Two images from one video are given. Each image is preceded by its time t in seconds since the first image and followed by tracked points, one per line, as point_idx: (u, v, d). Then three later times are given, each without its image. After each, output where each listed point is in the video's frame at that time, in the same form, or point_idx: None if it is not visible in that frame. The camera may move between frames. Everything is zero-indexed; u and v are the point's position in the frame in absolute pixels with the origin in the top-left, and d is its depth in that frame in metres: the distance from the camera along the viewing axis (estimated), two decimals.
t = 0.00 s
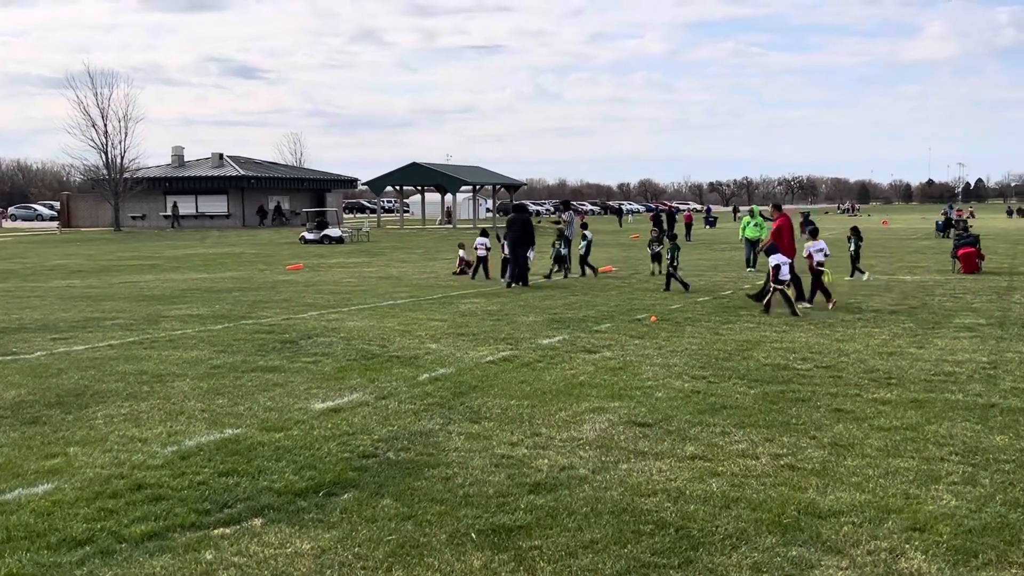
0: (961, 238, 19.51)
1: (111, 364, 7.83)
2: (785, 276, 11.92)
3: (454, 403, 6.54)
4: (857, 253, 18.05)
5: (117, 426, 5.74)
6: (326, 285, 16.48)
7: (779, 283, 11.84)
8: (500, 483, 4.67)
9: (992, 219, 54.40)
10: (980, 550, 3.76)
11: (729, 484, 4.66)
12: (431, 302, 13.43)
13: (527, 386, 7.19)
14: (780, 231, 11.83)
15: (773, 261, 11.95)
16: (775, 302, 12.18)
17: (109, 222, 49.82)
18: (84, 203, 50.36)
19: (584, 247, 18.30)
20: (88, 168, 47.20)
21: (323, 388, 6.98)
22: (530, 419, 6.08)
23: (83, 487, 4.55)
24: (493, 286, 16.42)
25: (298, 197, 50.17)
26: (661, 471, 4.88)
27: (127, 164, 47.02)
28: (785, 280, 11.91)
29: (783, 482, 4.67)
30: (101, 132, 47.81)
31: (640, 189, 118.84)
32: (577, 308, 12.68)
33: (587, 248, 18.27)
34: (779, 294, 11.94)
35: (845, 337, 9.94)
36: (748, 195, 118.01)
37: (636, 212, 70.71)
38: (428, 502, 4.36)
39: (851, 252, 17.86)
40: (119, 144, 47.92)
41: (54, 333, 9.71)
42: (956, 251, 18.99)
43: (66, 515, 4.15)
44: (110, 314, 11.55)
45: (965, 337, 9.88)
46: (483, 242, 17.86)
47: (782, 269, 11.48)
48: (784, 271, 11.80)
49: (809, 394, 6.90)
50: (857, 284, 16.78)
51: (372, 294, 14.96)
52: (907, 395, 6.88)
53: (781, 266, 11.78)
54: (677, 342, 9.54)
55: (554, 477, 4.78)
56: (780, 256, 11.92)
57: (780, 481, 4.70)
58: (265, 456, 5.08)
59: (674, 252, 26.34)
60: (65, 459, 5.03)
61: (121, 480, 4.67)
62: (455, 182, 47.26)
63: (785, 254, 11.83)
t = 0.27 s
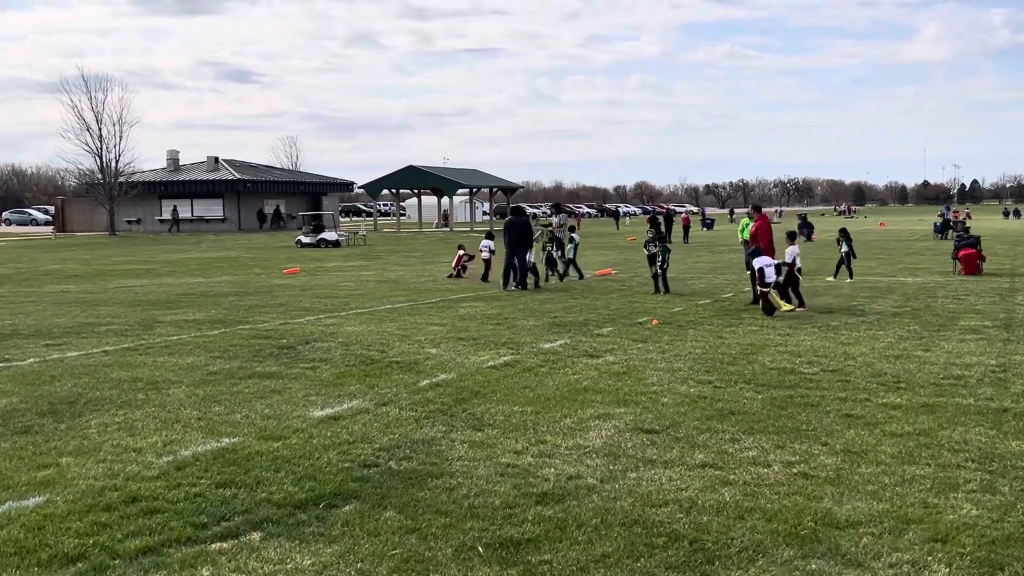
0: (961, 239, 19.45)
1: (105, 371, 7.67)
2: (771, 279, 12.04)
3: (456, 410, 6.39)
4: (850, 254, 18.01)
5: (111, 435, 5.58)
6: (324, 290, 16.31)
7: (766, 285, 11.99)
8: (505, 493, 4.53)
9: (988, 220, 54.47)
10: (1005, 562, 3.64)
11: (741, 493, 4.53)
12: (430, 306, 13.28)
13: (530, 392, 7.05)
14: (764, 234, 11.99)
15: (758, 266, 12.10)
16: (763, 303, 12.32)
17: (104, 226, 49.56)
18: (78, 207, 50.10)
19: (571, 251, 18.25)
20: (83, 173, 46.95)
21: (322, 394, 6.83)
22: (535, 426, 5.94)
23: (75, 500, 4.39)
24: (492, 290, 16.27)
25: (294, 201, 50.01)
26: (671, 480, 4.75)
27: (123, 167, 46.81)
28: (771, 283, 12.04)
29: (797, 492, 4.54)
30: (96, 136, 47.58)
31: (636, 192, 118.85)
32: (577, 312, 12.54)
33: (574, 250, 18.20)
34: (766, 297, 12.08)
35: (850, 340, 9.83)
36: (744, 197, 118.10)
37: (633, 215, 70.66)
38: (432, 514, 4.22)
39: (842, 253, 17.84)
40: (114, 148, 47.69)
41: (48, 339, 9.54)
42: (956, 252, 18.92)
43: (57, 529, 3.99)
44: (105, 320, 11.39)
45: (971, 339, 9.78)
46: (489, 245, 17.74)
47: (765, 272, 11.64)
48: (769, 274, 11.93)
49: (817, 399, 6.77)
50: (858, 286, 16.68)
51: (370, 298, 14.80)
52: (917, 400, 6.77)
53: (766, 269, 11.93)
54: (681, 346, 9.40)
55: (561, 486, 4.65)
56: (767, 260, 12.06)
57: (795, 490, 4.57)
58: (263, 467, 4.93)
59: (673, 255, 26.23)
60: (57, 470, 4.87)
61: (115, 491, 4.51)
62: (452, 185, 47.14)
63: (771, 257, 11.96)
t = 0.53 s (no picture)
0: (968, 241, 19.32)
1: (109, 376, 7.55)
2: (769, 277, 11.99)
3: (468, 416, 6.26)
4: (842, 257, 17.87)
5: (117, 442, 5.45)
6: (327, 293, 16.20)
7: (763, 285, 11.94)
8: (524, 503, 4.40)
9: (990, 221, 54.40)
10: None
11: (766, 503, 4.40)
12: (436, 309, 13.15)
13: (542, 397, 6.92)
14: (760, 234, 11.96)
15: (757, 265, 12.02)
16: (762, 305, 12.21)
17: (106, 229, 49.48)
18: (79, 210, 50.02)
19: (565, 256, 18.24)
20: (85, 176, 46.87)
21: (330, 400, 6.70)
22: (549, 433, 5.81)
23: (80, 510, 4.26)
24: (497, 293, 16.15)
25: (296, 203, 49.93)
26: (693, 489, 4.62)
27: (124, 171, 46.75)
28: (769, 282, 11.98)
29: (823, 501, 4.42)
30: (97, 139, 47.52)
31: (638, 194, 118.76)
32: (584, 315, 12.42)
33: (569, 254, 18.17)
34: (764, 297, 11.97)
35: (864, 343, 9.70)
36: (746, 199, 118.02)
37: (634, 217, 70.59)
38: (449, 525, 4.09)
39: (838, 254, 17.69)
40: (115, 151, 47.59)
41: (51, 343, 9.42)
42: (964, 254, 18.80)
43: (63, 542, 3.86)
44: (109, 324, 11.27)
45: (986, 342, 9.65)
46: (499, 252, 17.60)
47: (761, 269, 11.63)
48: (765, 273, 11.92)
49: (836, 405, 6.64)
50: (866, 289, 16.55)
51: (374, 301, 14.69)
52: (937, 404, 6.64)
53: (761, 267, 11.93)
54: (692, 349, 9.28)
55: (581, 496, 4.52)
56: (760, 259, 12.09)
57: (821, 500, 4.44)
58: (274, 475, 4.80)
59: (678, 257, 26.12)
60: (62, 479, 4.73)
61: (122, 501, 4.37)
62: (454, 187, 47.05)
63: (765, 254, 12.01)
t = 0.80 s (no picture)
0: (978, 243, 19.16)
1: (115, 379, 7.42)
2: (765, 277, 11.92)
3: (482, 422, 6.13)
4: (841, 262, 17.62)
5: (125, 449, 5.32)
6: (333, 294, 16.08)
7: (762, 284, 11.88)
8: (546, 514, 4.27)
9: (996, 222, 54.24)
10: None
11: (796, 515, 4.26)
12: (443, 311, 13.02)
13: (557, 402, 6.78)
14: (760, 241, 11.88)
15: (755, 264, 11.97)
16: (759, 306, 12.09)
17: (109, 229, 49.41)
18: (83, 210, 49.97)
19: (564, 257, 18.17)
20: (88, 176, 46.83)
21: (341, 405, 6.57)
22: (567, 439, 5.68)
23: (89, 520, 4.13)
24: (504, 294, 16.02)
25: (299, 203, 49.85)
26: (718, 500, 4.48)
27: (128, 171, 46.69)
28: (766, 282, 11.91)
29: (855, 514, 4.28)
30: (100, 139, 47.47)
31: (641, 195, 118.61)
32: (594, 317, 12.28)
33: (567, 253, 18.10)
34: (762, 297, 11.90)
35: (880, 347, 9.56)
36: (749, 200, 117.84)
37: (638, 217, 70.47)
38: (470, 538, 3.96)
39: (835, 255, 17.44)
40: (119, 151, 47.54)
41: (56, 346, 9.30)
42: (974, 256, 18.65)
43: (71, 555, 3.73)
44: (114, 325, 11.15)
45: (1005, 346, 9.51)
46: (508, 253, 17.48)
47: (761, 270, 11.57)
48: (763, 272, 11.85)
49: (857, 412, 6.50)
50: (877, 291, 16.41)
51: (381, 302, 14.57)
52: (960, 411, 6.51)
53: (762, 265, 11.89)
54: (706, 353, 9.14)
55: (603, 507, 4.39)
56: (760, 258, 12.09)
57: (852, 513, 4.30)
58: (287, 484, 4.67)
59: (684, 258, 25.98)
60: (69, 487, 4.60)
61: (131, 511, 4.24)
62: (458, 188, 46.95)
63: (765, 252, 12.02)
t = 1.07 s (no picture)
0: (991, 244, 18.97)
1: (121, 379, 7.31)
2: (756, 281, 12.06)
3: (495, 425, 6.01)
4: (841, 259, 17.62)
5: (131, 451, 5.21)
6: (341, 293, 15.96)
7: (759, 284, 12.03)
8: (564, 522, 4.14)
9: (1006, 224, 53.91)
10: None
11: (822, 525, 4.13)
12: (452, 311, 12.89)
13: (571, 405, 6.65)
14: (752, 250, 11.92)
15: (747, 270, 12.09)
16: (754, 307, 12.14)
17: (116, 228, 49.44)
18: (90, 209, 50.00)
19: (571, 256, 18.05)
20: (95, 174, 46.85)
21: (351, 406, 6.45)
22: (581, 443, 5.56)
23: (93, 525, 4.00)
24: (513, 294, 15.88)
25: (306, 203, 49.82)
26: (741, 509, 4.35)
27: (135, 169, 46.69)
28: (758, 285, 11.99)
29: (883, 525, 4.15)
30: (107, 137, 47.49)
31: (647, 195, 118.39)
32: (605, 318, 12.15)
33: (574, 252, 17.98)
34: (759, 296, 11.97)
35: (897, 350, 9.41)
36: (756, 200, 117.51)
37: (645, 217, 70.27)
38: (487, 547, 3.83)
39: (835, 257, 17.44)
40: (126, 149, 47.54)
41: (61, 345, 9.20)
42: (987, 257, 18.46)
43: (75, 564, 3.61)
44: (120, 325, 11.04)
45: None
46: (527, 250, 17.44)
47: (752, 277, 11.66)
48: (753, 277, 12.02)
49: (878, 417, 6.37)
50: (890, 293, 16.24)
51: (389, 302, 14.45)
52: (984, 415, 6.36)
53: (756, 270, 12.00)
54: (720, 355, 9.00)
55: (623, 515, 4.26)
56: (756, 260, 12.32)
57: (881, 523, 4.17)
58: (296, 489, 4.55)
59: (693, 259, 25.84)
60: (74, 491, 4.48)
61: (137, 516, 4.12)
62: (465, 187, 46.84)
63: (762, 254, 12.27)
